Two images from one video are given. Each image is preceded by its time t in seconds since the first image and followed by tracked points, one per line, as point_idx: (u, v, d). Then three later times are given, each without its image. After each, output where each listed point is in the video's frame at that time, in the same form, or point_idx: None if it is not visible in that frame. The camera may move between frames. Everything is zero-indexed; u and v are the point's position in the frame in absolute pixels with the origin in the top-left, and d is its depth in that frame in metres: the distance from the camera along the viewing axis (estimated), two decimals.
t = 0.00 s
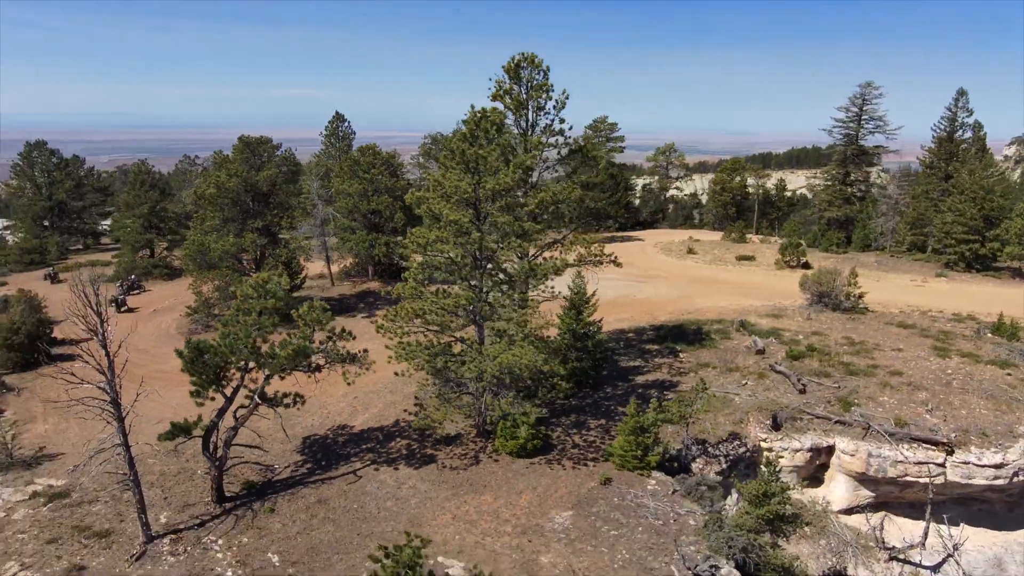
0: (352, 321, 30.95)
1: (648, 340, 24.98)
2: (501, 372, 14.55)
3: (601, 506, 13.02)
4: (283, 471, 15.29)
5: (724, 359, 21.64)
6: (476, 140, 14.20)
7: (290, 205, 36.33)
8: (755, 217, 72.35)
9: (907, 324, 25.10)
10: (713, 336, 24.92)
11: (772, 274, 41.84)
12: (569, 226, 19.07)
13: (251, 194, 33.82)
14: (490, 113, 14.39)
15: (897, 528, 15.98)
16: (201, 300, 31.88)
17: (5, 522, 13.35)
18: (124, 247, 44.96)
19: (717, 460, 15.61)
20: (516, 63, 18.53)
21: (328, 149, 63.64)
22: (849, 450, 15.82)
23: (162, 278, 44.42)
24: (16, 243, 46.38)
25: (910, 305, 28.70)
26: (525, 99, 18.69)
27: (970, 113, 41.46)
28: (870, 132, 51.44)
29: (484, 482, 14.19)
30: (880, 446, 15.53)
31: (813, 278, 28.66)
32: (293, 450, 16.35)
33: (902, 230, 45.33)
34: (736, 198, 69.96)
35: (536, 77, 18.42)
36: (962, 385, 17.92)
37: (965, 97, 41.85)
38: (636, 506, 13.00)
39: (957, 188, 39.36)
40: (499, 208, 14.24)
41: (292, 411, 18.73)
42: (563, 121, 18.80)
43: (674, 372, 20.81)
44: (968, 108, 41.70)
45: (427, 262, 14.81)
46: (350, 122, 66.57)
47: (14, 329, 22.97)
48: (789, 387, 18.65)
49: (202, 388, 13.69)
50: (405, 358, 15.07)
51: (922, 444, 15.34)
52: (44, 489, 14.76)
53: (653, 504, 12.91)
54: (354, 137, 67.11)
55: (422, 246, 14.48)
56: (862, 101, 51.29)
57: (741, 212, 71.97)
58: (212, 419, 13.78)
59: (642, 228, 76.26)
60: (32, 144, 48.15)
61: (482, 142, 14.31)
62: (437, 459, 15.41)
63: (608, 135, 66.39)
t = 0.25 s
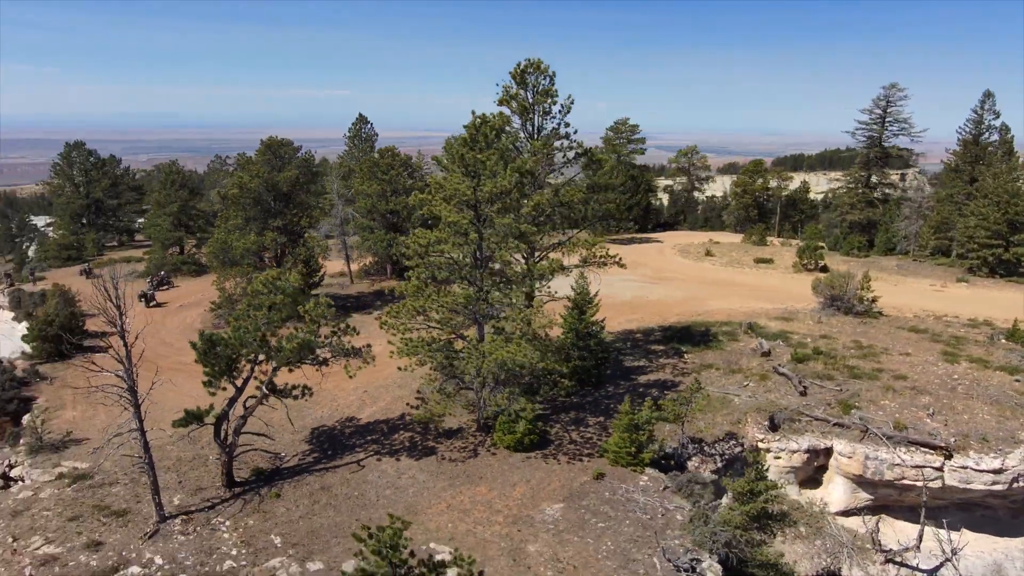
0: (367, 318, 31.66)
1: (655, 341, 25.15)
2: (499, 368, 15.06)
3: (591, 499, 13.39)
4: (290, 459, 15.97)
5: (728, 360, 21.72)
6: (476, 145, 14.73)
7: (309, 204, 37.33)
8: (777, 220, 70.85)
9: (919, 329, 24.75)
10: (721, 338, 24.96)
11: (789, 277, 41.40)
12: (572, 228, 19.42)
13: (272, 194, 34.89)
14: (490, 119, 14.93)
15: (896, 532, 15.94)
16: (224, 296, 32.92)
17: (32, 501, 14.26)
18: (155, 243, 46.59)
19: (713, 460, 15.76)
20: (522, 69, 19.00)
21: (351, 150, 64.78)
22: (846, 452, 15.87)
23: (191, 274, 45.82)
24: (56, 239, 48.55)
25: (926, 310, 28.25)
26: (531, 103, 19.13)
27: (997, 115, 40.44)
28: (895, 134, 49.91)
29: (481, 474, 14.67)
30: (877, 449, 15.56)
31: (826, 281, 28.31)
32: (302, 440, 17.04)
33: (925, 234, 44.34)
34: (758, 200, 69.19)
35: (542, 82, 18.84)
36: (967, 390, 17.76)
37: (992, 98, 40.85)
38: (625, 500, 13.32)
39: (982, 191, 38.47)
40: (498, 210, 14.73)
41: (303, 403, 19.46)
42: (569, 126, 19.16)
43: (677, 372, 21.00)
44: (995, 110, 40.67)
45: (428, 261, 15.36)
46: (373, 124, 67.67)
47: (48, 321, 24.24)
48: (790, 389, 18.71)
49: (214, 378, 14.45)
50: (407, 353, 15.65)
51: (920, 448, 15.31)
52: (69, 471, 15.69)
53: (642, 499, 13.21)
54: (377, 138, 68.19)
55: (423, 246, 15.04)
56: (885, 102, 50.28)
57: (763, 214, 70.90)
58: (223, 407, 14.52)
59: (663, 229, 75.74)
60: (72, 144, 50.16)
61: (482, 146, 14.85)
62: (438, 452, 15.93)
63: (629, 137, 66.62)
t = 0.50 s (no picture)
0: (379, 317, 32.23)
1: (661, 342, 25.26)
2: (499, 366, 15.46)
3: (585, 494, 13.71)
4: (297, 450, 16.56)
5: (732, 362, 21.77)
6: (477, 150, 15.22)
7: (326, 205, 38.11)
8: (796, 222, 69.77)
9: (930, 333, 24.42)
10: (727, 340, 24.98)
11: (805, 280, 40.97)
12: (575, 229, 19.68)
13: (288, 195, 35.76)
14: (490, 124, 15.34)
15: (895, 535, 15.94)
16: (242, 293, 33.89)
17: (55, 484, 15.08)
18: (180, 241, 47.97)
19: (709, 459, 15.91)
20: (528, 75, 19.35)
21: (370, 151, 65.70)
22: (844, 454, 15.91)
23: (214, 272, 46.94)
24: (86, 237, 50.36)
25: (940, 314, 27.82)
26: (536, 108, 19.48)
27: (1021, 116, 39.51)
28: (916, 135, 48.87)
29: (479, 468, 15.08)
30: (875, 452, 15.58)
31: (837, 284, 28.01)
32: (309, 432, 17.63)
33: (946, 238, 43.50)
34: (778, 202, 68.00)
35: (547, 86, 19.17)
36: (972, 395, 17.60)
37: (1016, 99, 39.93)
38: (618, 496, 13.60)
39: (1004, 195, 37.65)
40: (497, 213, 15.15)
41: (312, 397, 20.07)
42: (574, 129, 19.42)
43: (680, 373, 21.14)
44: (1019, 111, 39.73)
45: (431, 262, 15.84)
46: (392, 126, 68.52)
47: (76, 315, 25.35)
48: (792, 391, 18.75)
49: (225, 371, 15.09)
50: (410, 350, 16.11)
51: (918, 451, 15.29)
52: (90, 457, 16.51)
53: (635, 495, 13.47)
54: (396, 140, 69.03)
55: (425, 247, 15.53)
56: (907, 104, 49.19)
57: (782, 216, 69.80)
58: (234, 399, 15.16)
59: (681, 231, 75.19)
60: (104, 144, 51.81)
61: (483, 151, 15.32)
62: (439, 446, 16.37)
63: (647, 139, 65.93)
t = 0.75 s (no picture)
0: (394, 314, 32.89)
1: (669, 344, 25.38)
2: (499, 363, 15.94)
3: (579, 489, 14.09)
4: (307, 441, 17.24)
5: (738, 364, 21.84)
6: (477, 155, 15.90)
7: (346, 206, 39.01)
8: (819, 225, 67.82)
9: (944, 339, 24.02)
10: (735, 342, 24.99)
11: (823, 284, 40.39)
12: (581, 231, 20.02)
13: (309, 197, 36.76)
14: (493, 130, 16.01)
15: (893, 540, 15.95)
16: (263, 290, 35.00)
17: (81, 467, 16.02)
18: (209, 240, 49.58)
19: (707, 459, 16.10)
20: (536, 81, 19.83)
21: (392, 153, 66.70)
22: (842, 457, 15.95)
23: (240, 269, 48.33)
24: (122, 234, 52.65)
25: (957, 321, 27.29)
26: (543, 113, 19.95)
27: None
28: (942, 138, 47.72)
29: (479, 462, 15.58)
30: (873, 456, 15.60)
31: (850, 288, 27.67)
32: (319, 425, 18.32)
33: (971, 243, 42.42)
34: (801, 206, 66.31)
35: (554, 92, 19.60)
36: (978, 402, 17.43)
37: None
38: (611, 492, 13.93)
39: None
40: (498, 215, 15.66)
41: (325, 391, 20.79)
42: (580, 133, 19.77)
43: (685, 374, 21.31)
44: None
45: (435, 262, 16.42)
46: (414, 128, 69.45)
47: (107, 309, 26.62)
48: (795, 394, 18.79)
49: (239, 364, 15.81)
50: (414, 347, 16.65)
51: (917, 456, 15.27)
52: (114, 443, 17.45)
53: (627, 491, 13.79)
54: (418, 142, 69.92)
55: (428, 248, 16.11)
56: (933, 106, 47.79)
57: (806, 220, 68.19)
58: (247, 391, 15.89)
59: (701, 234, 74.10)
60: (140, 145, 53.79)
61: (485, 156, 15.97)
62: (442, 440, 16.89)
63: (669, 141, 65.25)
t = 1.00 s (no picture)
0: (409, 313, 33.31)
1: (678, 346, 25.51)
2: (502, 361, 16.35)
3: (577, 484, 14.46)
4: (318, 433, 17.87)
5: (745, 367, 21.88)
6: (481, 160, 16.51)
7: (365, 207, 39.83)
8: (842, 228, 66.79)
9: (958, 344, 23.68)
10: (744, 345, 25.00)
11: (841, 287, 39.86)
12: (587, 233, 20.29)
13: (328, 198, 37.63)
14: (497, 136, 16.58)
15: (895, 544, 15.97)
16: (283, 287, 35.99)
17: (105, 455, 16.84)
18: (235, 238, 50.95)
19: (707, 458, 16.28)
20: (545, 86, 20.23)
21: (412, 155, 67.55)
22: (843, 459, 16.02)
23: (264, 268, 49.44)
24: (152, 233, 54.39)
25: (974, 326, 26.80)
26: (551, 118, 20.32)
27: None
28: (968, 141, 46.63)
29: (481, 456, 16.04)
30: (874, 459, 15.65)
31: (863, 292, 27.39)
32: (330, 418, 18.93)
33: (997, 247, 41.37)
34: (824, 208, 64.91)
35: (562, 97, 19.98)
36: (985, 408, 17.30)
37: None
38: (607, 488, 14.25)
39: None
40: (502, 218, 16.13)
41: (337, 386, 21.43)
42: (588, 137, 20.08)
43: (690, 376, 21.45)
44: None
45: (441, 263, 16.92)
46: (434, 130, 70.21)
47: (134, 305, 27.67)
48: (799, 396, 18.85)
49: (254, 358, 16.41)
50: (421, 344, 17.10)
51: (918, 460, 15.28)
52: (137, 432, 18.27)
53: (624, 488, 14.08)
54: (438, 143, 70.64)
55: (435, 248, 16.57)
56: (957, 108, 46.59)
57: (829, 223, 66.60)
58: (260, 384, 16.54)
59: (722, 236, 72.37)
60: (171, 146, 55.25)
61: (489, 161, 16.55)
62: (447, 435, 17.36)
63: (690, 143, 65.69)
